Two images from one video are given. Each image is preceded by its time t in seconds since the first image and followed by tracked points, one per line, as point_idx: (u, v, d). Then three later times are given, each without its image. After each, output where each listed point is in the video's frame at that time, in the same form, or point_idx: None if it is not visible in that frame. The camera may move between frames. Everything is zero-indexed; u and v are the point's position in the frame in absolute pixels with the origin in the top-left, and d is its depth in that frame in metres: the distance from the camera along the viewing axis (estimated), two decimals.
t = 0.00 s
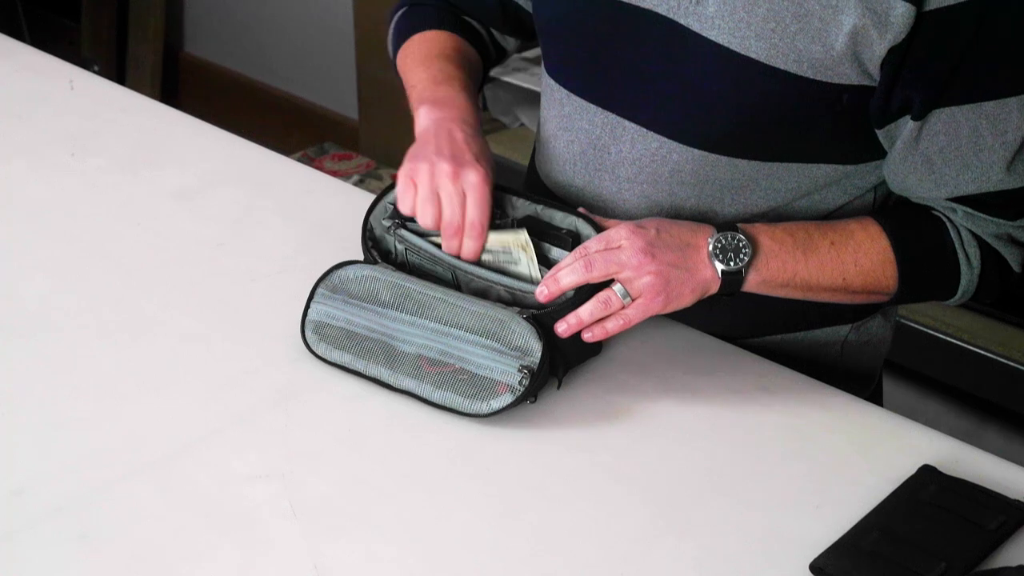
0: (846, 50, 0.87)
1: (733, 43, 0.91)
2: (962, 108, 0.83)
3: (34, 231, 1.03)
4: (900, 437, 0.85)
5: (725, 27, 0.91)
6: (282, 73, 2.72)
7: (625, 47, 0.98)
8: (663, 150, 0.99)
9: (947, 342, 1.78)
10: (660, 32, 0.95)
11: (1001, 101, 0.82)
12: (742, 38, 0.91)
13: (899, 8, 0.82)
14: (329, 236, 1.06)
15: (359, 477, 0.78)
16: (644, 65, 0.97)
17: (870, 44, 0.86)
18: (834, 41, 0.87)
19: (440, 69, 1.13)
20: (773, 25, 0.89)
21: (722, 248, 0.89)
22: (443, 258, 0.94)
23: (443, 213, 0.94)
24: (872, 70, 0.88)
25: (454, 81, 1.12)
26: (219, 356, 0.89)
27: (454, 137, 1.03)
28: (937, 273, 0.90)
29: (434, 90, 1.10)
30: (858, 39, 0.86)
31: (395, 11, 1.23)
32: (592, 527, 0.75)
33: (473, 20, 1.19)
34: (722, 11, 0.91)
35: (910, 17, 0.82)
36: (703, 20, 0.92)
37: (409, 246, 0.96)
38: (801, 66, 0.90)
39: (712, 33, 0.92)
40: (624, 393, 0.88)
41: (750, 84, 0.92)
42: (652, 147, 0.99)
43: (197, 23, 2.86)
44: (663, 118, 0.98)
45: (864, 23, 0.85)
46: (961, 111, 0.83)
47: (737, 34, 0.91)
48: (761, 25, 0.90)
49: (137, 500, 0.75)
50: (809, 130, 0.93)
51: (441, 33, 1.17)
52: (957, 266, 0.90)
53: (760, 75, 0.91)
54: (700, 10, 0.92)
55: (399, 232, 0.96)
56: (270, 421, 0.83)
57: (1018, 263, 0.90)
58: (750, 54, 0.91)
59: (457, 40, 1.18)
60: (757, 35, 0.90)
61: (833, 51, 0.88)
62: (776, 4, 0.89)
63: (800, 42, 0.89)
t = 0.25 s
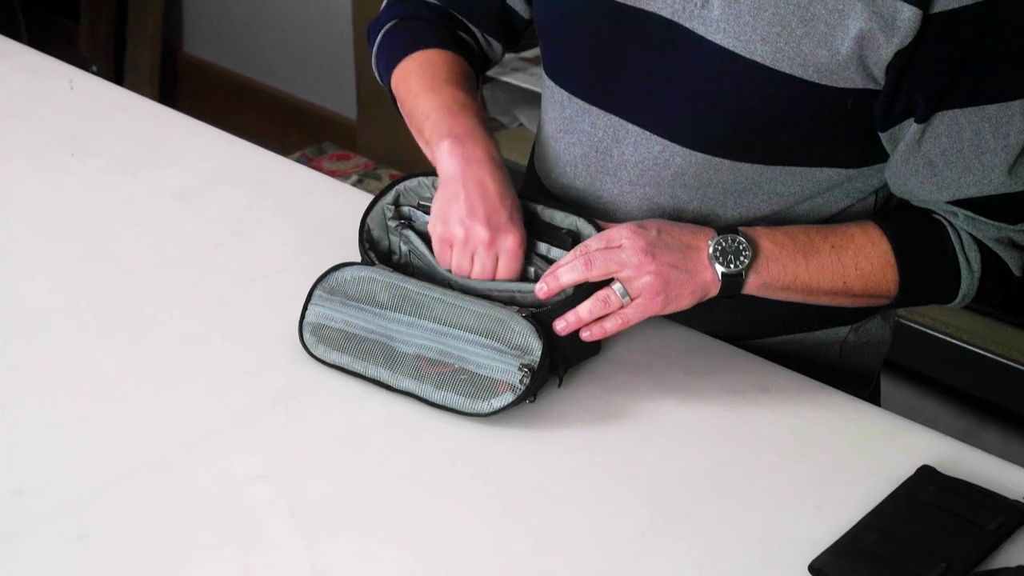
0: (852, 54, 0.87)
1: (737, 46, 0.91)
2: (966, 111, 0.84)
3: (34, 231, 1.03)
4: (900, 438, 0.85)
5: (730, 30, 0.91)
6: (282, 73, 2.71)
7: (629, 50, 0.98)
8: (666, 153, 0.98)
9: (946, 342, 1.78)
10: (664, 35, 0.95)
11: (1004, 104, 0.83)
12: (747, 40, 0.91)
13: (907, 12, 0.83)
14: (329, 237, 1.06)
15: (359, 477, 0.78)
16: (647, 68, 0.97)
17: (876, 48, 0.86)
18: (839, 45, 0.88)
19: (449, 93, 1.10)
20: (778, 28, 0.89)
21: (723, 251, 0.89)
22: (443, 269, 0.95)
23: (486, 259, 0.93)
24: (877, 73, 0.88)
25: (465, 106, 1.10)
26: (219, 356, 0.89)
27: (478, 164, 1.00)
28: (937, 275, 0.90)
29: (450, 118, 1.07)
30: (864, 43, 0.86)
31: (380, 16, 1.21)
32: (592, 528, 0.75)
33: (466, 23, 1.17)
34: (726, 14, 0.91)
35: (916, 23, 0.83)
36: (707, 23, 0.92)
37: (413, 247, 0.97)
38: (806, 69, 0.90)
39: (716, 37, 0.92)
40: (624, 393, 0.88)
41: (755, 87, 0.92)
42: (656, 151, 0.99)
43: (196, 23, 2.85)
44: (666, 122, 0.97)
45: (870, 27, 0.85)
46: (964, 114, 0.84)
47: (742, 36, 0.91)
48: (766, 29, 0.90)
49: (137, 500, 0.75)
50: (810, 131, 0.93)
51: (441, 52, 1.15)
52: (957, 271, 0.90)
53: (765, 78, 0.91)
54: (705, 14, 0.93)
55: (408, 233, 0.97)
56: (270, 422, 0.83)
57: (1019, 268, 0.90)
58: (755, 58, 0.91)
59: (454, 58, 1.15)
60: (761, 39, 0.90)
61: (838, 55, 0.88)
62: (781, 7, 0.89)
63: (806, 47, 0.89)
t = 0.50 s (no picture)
0: (849, 54, 0.86)
1: (733, 47, 0.91)
2: (951, 105, 0.83)
3: (32, 232, 1.03)
4: (896, 438, 0.85)
5: (726, 30, 0.91)
6: (280, 72, 2.71)
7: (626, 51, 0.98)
8: (664, 154, 0.99)
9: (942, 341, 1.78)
10: (661, 36, 0.95)
11: (992, 101, 0.82)
12: (743, 41, 0.90)
13: (903, 10, 0.82)
14: (326, 237, 1.06)
15: (356, 478, 0.78)
16: (643, 68, 0.97)
17: (873, 46, 0.85)
18: (835, 45, 0.87)
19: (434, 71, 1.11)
20: (775, 29, 0.89)
21: (698, 223, 0.89)
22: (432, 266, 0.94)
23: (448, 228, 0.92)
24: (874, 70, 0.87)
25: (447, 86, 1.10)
26: (216, 356, 0.89)
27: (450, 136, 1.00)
28: (915, 269, 0.89)
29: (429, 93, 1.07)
30: (862, 42, 0.85)
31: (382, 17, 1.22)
32: (589, 528, 0.75)
33: (462, 24, 1.17)
34: (722, 14, 0.91)
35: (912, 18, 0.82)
36: (704, 24, 0.92)
37: (399, 251, 0.96)
38: (803, 69, 0.89)
39: (713, 38, 0.92)
40: (620, 393, 0.88)
41: (752, 88, 0.92)
42: (654, 152, 0.99)
43: (194, 23, 2.85)
44: (664, 123, 0.98)
45: (867, 26, 0.84)
46: (950, 108, 0.83)
47: (738, 37, 0.90)
48: (763, 29, 0.89)
49: (134, 500, 0.75)
50: (807, 131, 0.93)
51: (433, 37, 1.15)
52: (935, 268, 0.89)
53: (761, 79, 0.91)
54: (701, 15, 0.92)
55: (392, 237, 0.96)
56: (266, 422, 0.83)
57: (998, 270, 0.89)
58: (752, 58, 0.91)
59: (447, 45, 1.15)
60: (758, 40, 0.90)
61: (835, 55, 0.87)
62: (777, 7, 0.88)
63: (802, 47, 0.88)
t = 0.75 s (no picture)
0: (825, 49, 0.86)
1: (715, 43, 0.91)
2: (925, 100, 0.82)
3: (26, 232, 1.03)
4: (891, 436, 0.85)
5: (708, 26, 0.91)
6: (278, 72, 2.71)
7: (610, 47, 0.97)
8: (648, 151, 0.99)
9: (937, 340, 1.78)
10: (643, 32, 0.95)
11: (968, 97, 0.81)
12: (724, 37, 0.90)
13: (879, 5, 0.80)
14: (320, 236, 1.06)
15: (350, 477, 0.78)
16: (626, 64, 0.97)
17: (850, 41, 0.84)
18: (813, 41, 0.86)
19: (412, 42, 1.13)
20: (754, 24, 0.88)
21: (670, 207, 0.90)
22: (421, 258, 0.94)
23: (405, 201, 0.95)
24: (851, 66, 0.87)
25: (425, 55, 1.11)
26: (210, 356, 0.89)
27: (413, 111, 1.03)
28: (893, 264, 0.88)
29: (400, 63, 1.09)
30: (838, 37, 0.84)
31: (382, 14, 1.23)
32: (583, 527, 0.75)
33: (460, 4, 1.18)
34: (703, 10, 0.91)
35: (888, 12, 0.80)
36: (686, 19, 0.92)
37: (389, 245, 0.97)
38: (782, 65, 0.89)
39: (693, 34, 0.92)
40: (614, 392, 0.88)
41: (735, 84, 0.91)
42: (638, 148, 0.99)
43: (190, 23, 2.85)
44: (649, 119, 0.98)
45: (843, 21, 0.83)
46: (923, 103, 0.82)
47: (719, 33, 0.90)
48: (743, 25, 0.89)
49: (127, 500, 0.75)
50: (798, 130, 0.93)
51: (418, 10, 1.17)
52: (910, 265, 0.88)
53: (742, 75, 0.91)
54: (683, 10, 0.92)
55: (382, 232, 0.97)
56: (260, 422, 0.83)
57: (976, 269, 0.87)
58: (731, 54, 0.90)
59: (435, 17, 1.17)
60: (738, 36, 0.89)
61: (812, 50, 0.87)
62: (757, 3, 0.88)
63: (781, 42, 0.88)
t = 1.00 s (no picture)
0: (827, 45, 0.86)
1: (714, 41, 0.91)
2: (929, 95, 0.82)
3: (24, 232, 1.03)
4: (888, 436, 0.85)
5: (707, 24, 0.90)
6: (276, 71, 2.70)
7: (608, 45, 0.97)
8: (647, 148, 0.99)
9: (935, 340, 1.78)
10: (642, 29, 0.95)
11: (969, 92, 0.81)
12: (724, 34, 0.90)
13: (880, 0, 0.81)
14: (319, 236, 1.06)
15: (348, 476, 0.78)
16: (625, 61, 0.97)
17: (852, 37, 0.84)
18: (814, 37, 0.86)
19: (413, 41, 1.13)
20: (754, 21, 0.88)
21: (671, 203, 0.91)
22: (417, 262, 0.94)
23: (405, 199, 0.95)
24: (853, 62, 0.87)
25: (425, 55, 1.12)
26: (209, 355, 0.89)
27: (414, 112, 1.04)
28: (891, 261, 0.88)
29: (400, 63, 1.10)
30: (840, 33, 0.85)
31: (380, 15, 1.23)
32: (581, 526, 0.75)
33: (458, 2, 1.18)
34: (703, 7, 0.90)
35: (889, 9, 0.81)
36: (685, 17, 0.92)
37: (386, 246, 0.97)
38: (783, 61, 0.89)
39: (693, 31, 0.91)
40: (612, 392, 0.88)
41: (735, 82, 0.91)
42: (637, 146, 0.99)
43: (188, 23, 2.85)
44: (648, 117, 0.98)
45: (845, 17, 0.83)
46: (927, 98, 0.82)
47: (718, 30, 0.90)
48: (743, 22, 0.89)
49: (126, 500, 0.75)
50: (798, 129, 0.93)
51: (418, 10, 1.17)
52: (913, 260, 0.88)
53: (743, 72, 0.91)
54: (682, 8, 0.92)
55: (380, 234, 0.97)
56: (258, 421, 0.83)
57: (978, 263, 0.88)
58: (731, 51, 0.90)
59: (436, 19, 1.17)
60: (738, 32, 0.89)
61: (813, 46, 0.87)
62: None
63: (781, 38, 0.88)
